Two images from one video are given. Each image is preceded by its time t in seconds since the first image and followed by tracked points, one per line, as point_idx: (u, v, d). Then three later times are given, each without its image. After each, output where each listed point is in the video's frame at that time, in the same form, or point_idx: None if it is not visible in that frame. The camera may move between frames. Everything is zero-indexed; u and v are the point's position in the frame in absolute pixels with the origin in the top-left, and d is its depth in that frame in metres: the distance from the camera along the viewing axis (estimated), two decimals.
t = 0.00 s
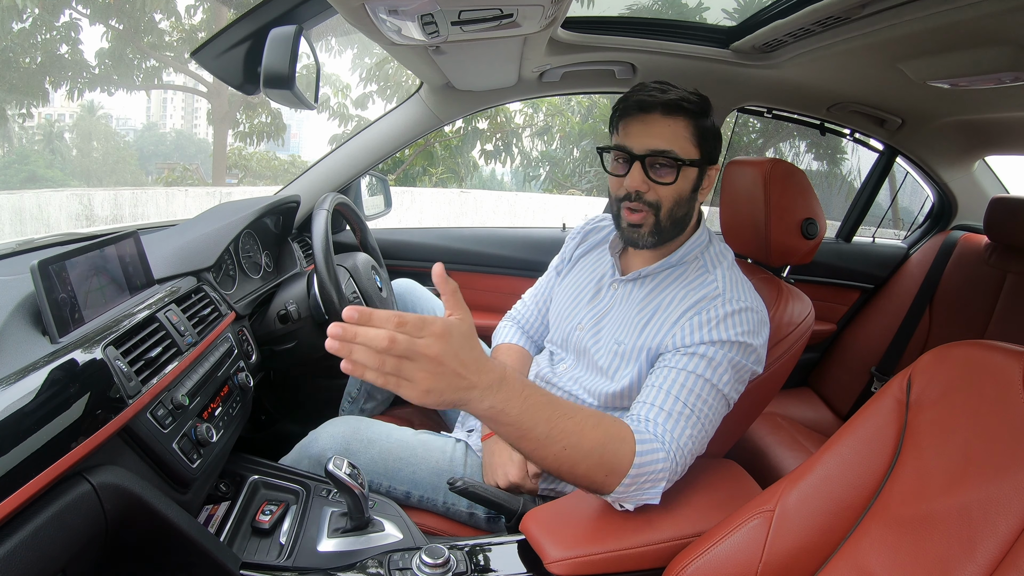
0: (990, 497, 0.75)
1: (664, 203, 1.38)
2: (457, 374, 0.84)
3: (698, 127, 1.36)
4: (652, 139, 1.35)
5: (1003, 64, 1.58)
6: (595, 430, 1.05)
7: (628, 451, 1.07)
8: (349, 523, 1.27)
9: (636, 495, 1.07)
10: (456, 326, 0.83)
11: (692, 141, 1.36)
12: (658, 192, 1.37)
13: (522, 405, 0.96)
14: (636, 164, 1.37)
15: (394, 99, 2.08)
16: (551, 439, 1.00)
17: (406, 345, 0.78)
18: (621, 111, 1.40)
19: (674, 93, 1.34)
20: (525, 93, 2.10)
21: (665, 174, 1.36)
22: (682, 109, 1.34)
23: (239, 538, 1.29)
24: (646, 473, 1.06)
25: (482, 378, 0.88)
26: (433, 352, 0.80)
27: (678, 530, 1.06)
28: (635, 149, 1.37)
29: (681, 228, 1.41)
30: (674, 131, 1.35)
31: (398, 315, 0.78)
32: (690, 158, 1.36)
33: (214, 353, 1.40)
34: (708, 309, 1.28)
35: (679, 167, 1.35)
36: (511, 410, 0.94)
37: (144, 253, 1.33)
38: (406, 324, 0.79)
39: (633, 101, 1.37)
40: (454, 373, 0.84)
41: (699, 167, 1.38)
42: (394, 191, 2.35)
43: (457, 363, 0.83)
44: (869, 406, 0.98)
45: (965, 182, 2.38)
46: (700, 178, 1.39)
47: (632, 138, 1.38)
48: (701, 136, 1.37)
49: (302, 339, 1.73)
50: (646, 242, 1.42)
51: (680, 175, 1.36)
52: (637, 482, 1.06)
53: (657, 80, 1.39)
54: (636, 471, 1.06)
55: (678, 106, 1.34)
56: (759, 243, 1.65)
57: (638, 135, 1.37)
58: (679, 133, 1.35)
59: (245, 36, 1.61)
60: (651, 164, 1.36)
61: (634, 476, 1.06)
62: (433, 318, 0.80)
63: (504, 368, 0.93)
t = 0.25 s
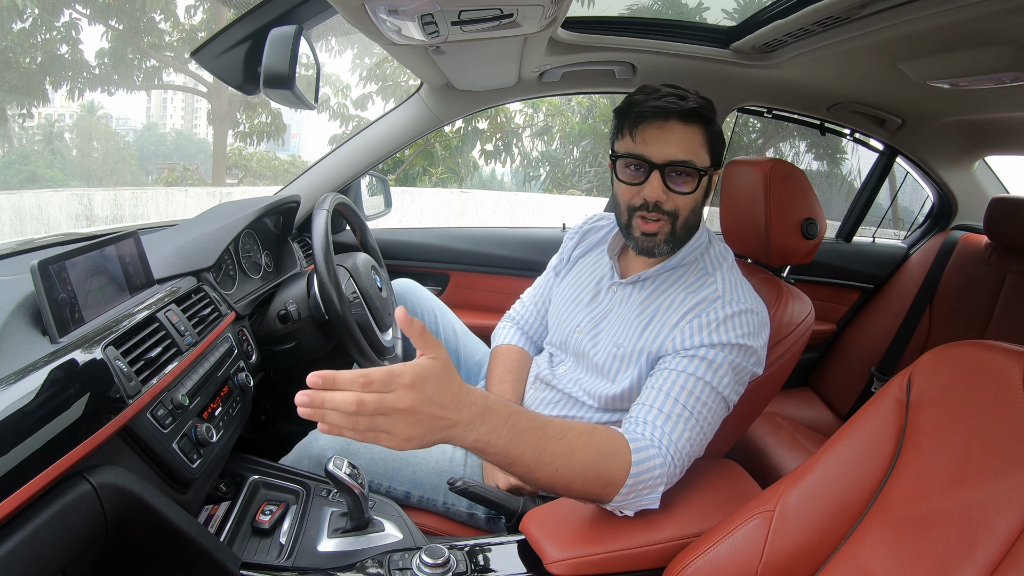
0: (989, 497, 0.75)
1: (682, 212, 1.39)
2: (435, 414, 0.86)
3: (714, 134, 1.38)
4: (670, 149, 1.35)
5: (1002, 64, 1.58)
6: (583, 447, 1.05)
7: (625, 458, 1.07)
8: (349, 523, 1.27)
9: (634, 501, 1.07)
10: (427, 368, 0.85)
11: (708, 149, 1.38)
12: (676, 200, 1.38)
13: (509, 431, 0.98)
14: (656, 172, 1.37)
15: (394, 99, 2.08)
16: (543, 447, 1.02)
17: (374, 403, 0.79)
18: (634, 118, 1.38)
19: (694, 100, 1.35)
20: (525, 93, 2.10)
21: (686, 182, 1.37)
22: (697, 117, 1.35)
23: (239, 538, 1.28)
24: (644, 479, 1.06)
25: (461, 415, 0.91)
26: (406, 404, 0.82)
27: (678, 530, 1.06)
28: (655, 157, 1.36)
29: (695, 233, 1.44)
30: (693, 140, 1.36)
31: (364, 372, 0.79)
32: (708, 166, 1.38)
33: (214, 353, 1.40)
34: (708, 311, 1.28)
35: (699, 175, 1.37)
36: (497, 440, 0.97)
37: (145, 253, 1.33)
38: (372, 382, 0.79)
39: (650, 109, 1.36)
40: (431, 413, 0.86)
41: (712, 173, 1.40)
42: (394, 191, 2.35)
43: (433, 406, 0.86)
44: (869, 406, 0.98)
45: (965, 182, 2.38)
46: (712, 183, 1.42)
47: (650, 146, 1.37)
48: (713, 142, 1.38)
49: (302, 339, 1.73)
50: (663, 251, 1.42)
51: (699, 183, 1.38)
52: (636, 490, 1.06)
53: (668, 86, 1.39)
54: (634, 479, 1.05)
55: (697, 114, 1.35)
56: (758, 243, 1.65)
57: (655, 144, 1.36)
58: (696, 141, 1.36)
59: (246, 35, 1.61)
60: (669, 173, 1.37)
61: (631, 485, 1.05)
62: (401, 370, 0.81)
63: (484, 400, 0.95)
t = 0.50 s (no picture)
0: (989, 496, 0.75)
1: (661, 211, 1.38)
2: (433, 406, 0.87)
3: (697, 133, 1.35)
4: (651, 147, 1.35)
5: (1002, 64, 1.58)
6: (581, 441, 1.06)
7: (621, 458, 1.07)
8: (349, 523, 1.27)
9: (630, 499, 1.07)
10: (428, 361, 0.86)
11: (691, 149, 1.35)
12: (654, 200, 1.37)
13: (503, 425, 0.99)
14: (633, 170, 1.38)
15: (394, 98, 2.08)
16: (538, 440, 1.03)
17: (375, 388, 0.80)
18: (620, 115, 1.40)
19: (673, 99, 1.32)
20: (525, 93, 2.10)
21: (661, 182, 1.36)
22: (683, 117, 1.33)
23: (239, 538, 1.29)
24: (641, 477, 1.06)
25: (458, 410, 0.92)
26: (405, 391, 0.83)
27: (678, 530, 1.06)
28: (631, 155, 1.37)
29: (680, 235, 1.41)
30: (673, 138, 1.34)
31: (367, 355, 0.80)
32: (688, 165, 1.35)
33: (214, 353, 1.40)
34: (707, 311, 1.28)
35: (674, 175, 1.35)
36: (493, 436, 0.98)
37: (145, 253, 1.33)
38: (375, 366, 0.80)
39: (632, 107, 1.36)
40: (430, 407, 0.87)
41: (700, 174, 1.38)
42: (394, 191, 2.35)
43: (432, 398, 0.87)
44: (869, 406, 0.98)
45: (965, 182, 2.38)
46: (701, 184, 1.39)
47: (630, 144, 1.37)
48: (702, 143, 1.36)
49: (302, 339, 1.73)
50: (643, 248, 1.43)
51: (677, 182, 1.36)
52: (632, 488, 1.06)
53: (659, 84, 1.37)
54: (630, 477, 1.06)
55: (677, 112, 1.33)
56: (759, 243, 1.65)
57: (637, 141, 1.36)
58: (680, 141, 1.34)
59: (246, 35, 1.61)
60: (647, 172, 1.36)
61: (628, 482, 1.06)
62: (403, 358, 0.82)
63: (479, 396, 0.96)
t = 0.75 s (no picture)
0: (989, 496, 0.75)
1: (648, 212, 1.37)
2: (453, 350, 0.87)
3: (689, 135, 1.34)
4: (640, 147, 1.35)
5: (1002, 64, 1.58)
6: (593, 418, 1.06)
7: (625, 441, 1.08)
8: (349, 523, 1.27)
9: (632, 494, 1.07)
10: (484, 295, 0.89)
11: (681, 151, 1.34)
12: (642, 200, 1.36)
13: (528, 384, 0.97)
14: (622, 169, 1.38)
15: (394, 98, 2.08)
16: (552, 419, 1.01)
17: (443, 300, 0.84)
18: (618, 115, 1.41)
19: (665, 100, 1.33)
20: (525, 93, 2.10)
21: (648, 182, 1.35)
22: (674, 118, 1.33)
23: (239, 538, 1.29)
24: (643, 467, 1.06)
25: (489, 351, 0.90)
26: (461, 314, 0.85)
27: (678, 530, 1.06)
28: (622, 154, 1.37)
29: (670, 238, 1.40)
30: (663, 139, 1.34)
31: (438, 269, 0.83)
32: (676, 167, 1.34)
33: (214, 353, 1.40)
34: (708, 312, 1.29)
35: (661, 176, 1.34)
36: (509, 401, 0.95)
37: (145, 253, 1.33)
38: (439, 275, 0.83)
39: (627, 106, 1.38)
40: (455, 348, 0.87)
41: (691, 177, 1.36)
42: (394, 191, 2.35)
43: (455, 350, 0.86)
44: (869, 406, 0.98)
45: (964, 182, 2.38)
46: (692, 188, 1.37)
47: (622, 143, 1.38)
48: (694, 144, 1.35)
49: (302, 339, 1.73)
50: (631, 247, 1.42)
51: (664, 184, 1.35)
52: (633, 477, 1.06)
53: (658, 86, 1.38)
54: (631, 465, 1.06)
55: (669, 113, 1.34)
56: (758, 243, 1.65)
57: (628, 140, 1.37)
58: (670, 142, 1.34)
59: (246, 35, 1.61)
60: (636, 172, 1.36)
61: (630, 469, 1.06)
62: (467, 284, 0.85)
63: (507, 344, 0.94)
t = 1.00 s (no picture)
0: (989, 496, 0.75)
1: (647, 209, 1.37)
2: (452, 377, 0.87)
3: (690, 132, 1.34)
4: (640, 143, 1.35)
5: (1002, 64, 1.58)
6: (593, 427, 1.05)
7: (627, 449, 1.07)
8: (349, 523, 1.27)
9: (633, 499, 1.07)
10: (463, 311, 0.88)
11: (681, 148, 1.35)
12: (642, 196, 1.37)
13: (524, 396, 0.97)
14: (622, 166, 1.38)
15: (394, 98, 2.08)
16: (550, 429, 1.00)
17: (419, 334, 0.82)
18: (620, 112, 1.42)
19: (667, 97, 1.34)
20: (526, 93, 2.10)
21: (648, 179, 1.36)
22: (675, 116, 1.33)
23: (239, 538, 1.29)
24: (644, 472, 1.06)
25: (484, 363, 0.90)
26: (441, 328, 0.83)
27: (678, 530, 1.06)
28: (622, 150, 1.38)
29: (670, 235, 1.40)
30: (664, 136, 1.34)
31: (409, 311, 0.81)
32: (676, 164, 1.34)
33: (214, 353, 1.40)
34: (708, 312, 1.29)
35: (661, 173, 1.35)
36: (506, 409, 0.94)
37: (145, 253, 1.33)
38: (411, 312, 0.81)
39: (628, 103, 1.38)
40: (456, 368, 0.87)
41: (691, 174, 1.37)
42: (394, 191, 2.35)
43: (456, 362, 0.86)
44: (869, 406, 0.98)
45: (964, 182, 2.38)
46: (692, 185, 1.38)
47: (623, 140, 1.39)
48: (695, 142, 1.35)
49: (302, 339, 1.73)
50: (631, 243, 1.42)
51: (664, 181, 1.35)
52: (633, 483, 1.06)
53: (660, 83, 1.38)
54: (632, 472, 1.06)
55: (670, 111, 1.34)
56: (758, 243, 1.65)
57: (629, 138, 1.37)
58: (670, 140, 1.34)
59: (246, 35, 1.61)
60: (636, 169, 1.36)
61: (630, 476, 1.05)
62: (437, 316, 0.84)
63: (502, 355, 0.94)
